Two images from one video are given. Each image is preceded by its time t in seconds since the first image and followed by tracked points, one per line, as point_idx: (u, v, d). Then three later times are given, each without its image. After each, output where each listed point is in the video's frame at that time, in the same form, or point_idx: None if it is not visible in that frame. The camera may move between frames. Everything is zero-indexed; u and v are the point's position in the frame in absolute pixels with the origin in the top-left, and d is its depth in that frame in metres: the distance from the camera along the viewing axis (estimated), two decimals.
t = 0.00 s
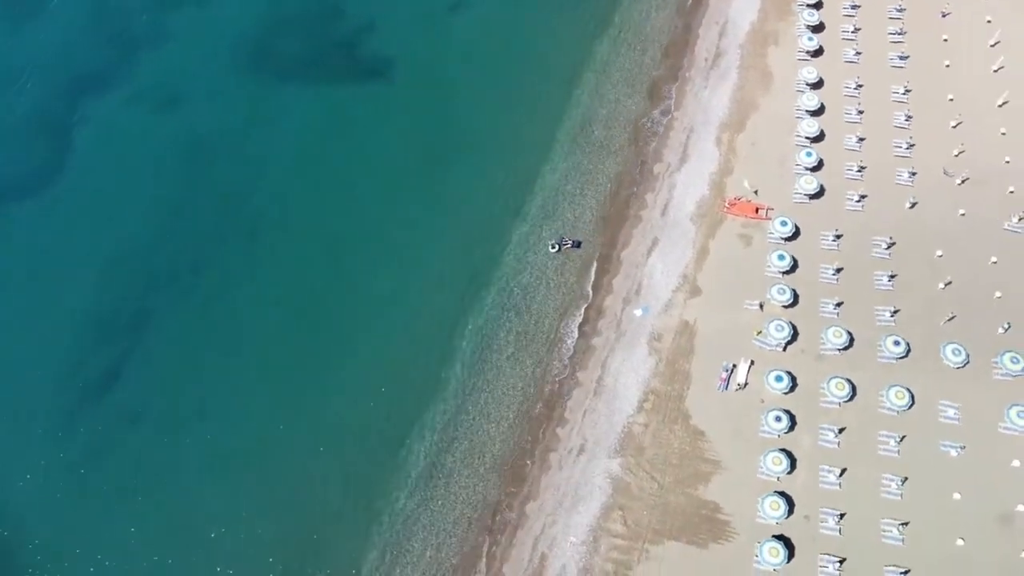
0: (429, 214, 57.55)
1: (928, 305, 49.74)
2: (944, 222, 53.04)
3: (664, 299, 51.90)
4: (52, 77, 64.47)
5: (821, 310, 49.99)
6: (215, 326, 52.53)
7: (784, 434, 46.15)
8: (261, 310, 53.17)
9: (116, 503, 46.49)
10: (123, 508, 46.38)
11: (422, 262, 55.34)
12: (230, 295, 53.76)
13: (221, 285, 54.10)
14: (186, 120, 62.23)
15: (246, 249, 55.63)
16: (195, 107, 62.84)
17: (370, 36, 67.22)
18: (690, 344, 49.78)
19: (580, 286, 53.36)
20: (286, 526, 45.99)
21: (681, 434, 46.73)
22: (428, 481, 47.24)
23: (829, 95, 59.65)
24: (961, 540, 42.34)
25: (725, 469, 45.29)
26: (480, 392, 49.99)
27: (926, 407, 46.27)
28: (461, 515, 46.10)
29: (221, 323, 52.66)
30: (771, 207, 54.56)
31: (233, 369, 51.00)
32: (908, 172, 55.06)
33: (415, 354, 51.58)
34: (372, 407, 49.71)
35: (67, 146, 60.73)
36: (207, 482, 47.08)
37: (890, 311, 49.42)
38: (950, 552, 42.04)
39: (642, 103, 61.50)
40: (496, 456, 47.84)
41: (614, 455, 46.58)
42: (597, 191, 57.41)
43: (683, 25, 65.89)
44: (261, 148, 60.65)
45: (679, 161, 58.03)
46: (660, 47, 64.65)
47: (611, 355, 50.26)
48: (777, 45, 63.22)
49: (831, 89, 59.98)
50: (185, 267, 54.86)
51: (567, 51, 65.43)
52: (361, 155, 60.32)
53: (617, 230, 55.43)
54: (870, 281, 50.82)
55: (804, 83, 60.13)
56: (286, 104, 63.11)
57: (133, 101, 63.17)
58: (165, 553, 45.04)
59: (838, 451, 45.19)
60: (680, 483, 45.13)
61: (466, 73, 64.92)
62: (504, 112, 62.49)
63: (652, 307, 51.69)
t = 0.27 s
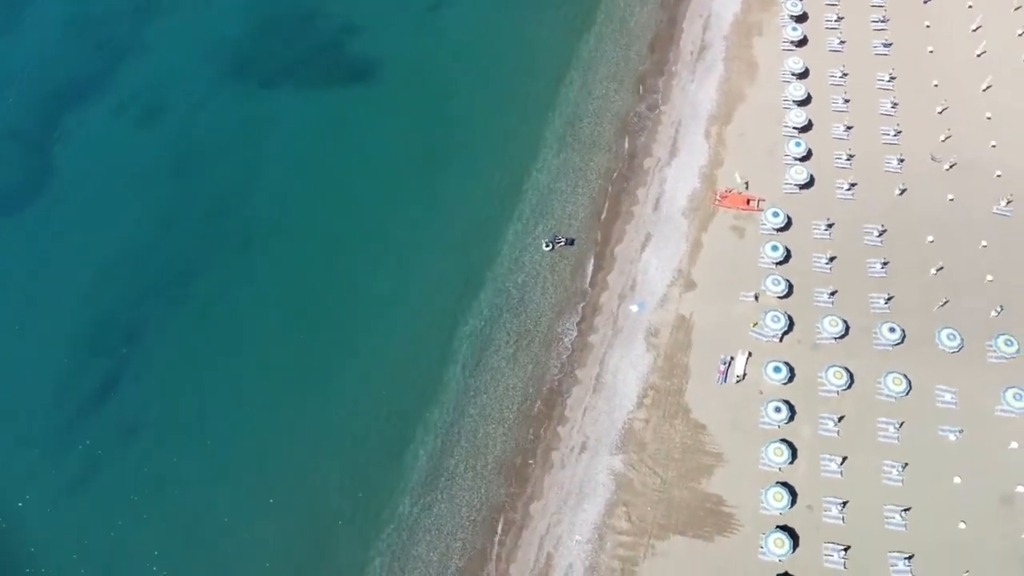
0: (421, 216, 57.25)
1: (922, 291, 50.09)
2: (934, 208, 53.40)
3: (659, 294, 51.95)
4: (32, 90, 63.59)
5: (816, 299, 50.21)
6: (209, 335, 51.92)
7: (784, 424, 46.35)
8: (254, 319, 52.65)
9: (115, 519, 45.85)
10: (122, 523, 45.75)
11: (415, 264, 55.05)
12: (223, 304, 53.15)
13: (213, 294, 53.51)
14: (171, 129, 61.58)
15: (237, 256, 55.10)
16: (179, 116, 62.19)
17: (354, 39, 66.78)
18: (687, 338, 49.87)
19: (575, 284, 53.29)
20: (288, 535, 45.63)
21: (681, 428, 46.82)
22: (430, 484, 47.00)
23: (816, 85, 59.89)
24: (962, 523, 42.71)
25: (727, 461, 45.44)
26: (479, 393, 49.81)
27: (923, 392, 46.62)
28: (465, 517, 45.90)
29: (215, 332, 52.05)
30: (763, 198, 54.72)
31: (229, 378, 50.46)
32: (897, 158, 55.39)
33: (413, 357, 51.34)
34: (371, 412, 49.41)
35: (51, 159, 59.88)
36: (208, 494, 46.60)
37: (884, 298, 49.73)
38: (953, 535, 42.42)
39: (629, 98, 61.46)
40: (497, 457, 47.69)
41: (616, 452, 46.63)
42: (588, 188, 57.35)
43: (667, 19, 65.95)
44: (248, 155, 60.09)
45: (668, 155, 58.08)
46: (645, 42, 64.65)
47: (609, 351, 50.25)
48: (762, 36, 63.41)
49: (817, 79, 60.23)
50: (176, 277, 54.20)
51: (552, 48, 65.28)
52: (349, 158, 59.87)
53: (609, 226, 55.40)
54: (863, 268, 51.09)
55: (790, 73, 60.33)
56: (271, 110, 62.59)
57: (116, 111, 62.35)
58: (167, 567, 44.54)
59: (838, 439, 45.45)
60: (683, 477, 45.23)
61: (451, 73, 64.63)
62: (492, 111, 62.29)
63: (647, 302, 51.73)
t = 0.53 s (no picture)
0: (412, 219, 56.91)
1: (914, 278, 50.43)
2: (923, 194, 53.76)
3: (654, 289, 51.99)
4: (11, 105, 62.61)
5: (810, 289, 50.42)
6: (202, 347, 51.38)
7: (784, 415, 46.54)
8: (247, 329, 52.16)
9: (115, 537, 45.29)
10: (122, 541, 45.19)
11: (408, 267, 54.74)
12: (215, 315, 52.61)
13: (205, 305, 52.94)
14: (155, 139, 60.85)
15: (228, 267, 54.56)
16: (163, 126, 61.49)
17: (337, 42, 66.35)
18: (684, 333, 49.96)
19: (569, 282, 53.20)
20: (291, 545, 45.23)
21: (682, 423, 46.90)
22: (432, 488, 46.77)
23: (801, 75, 60.13)
24: (963, 507, 43.09)
25: (728, 454, 45.57)
26: (478, 395, 49.63)
27: (919, 378, 46.95)
28: (468, 520, 45.71)
29: (208, 344, 51.53)
30: (753, 190, 54.87)
31: (225, 390, 49.96)
32: (884, 146, 55.71)
33: (409, 361, 51.07)
34: (370, 418, 49.12)
35: (33, 174, 59.01)
36: (208, 508, 46.11)
37: (878, 286, 50.02)
38: (954, 519, 42.78)
39: (616, 94, 61.41)
40: (499, 458, 47.53)
41: (617, 449, 46.64)
42: (579, 185, 57.26)
43: (651, 13, 65.99)
44: (234, 163, 59.50)
45: (657, 150, 58.11)
46: (629, 37, 64.63)
47: (607, 349, 50.25)
48: (746, 28, 63.61)
49: (802, 69, 60.46)
50: (167, 289, 53.59)
51: (537, 46, 65.12)
52: (337, 163, 59.42)
53: (601, 223, 55.36)
54: (855, 257, 51.37)
55: (776, 65, 60.55)
56: (256, 117, 62.03)
57: (97, 123, 61.48)
58: None
59: (838, 428, 45.69)
60: (685, 472, 45.31)
61: (437, 74, 64.34)
62: (478, 111, 62.07)
63: (643, 298, 51.76)
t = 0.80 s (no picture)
0: (402, 222, 56.55)
1: (906, 264, 50.71)
2: (911, 180, 54.09)
3: (649, 285, 51.99)
4: None
5: (803, 279, 50.59)
6: (196, 360, 50.86)
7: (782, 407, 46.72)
8: (240, 338, 51.62)
9: (114, 554, 44.67)
10: (122, 558, 44.57)
11: (401, 271, 54.39)
12: (207, 326, 52.05)
13: (196, 316, 52.37)
14: (139, 150, 60.17)
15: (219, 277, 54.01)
16: (146, 137, 60.82)
17: (320, 47, 65.90)
18: (680, 328, 50.01)
19: (564, 281, 53.10)
20: (293, 556, 44.77)
21: (681, 417, 46.96)
22: (435, 493, 46.53)
23: (786, 66, 60.34)
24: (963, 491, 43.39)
25: (729, 447, 45.68)
26: (476, 397, 49.45)
27: (916, 364, 47.24)
28: (472, 523, 45.50)
29: (202, 356, 50.98)
30: (743, 182, 54.99)
31: (220, 401, 49.43)
32: (872, 134, 56.01)
33: (405, 365, 50.80)
34: (369, 425, 48.81)
35: (16, 190, 58.19)
36: (208, 522, 45.55)
37: (870, 274, 50.30)
38: (955, 503, 43.08)
39: (602, 90, 61.31)
40: (500, 460, 47.35)
41: (618, 446, 46.62)
42: (569, 183, 57.15)
43: (634, 8, 66.02)
44: (221, 172, 58.94)
45: (646, 145, 58.12)
46: (614, 32, 64.61)
47: (603, 346, 50.22)
48: (729, 20, 63.79)
49: (787, 59, 60.68)
50: (157, 302, 52.99)
51: (521, 43, 64.94)
52: (325, 167, 58.97)
53: (594, 220, 55.31)
54: (847, 246, 51.62)
55: (760, 56, 60.75)
56: (241, 125, 61.47)
57: (79, 136, 60.66)
58: None
59: (837, 417, 45.91)
60: (687, 466, 45.37)
61: (422, 75, 64.00)
62: (466, 112, 61.81)
63: (637, 294, 51.77)
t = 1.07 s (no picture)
0: (395, 225, 56.22)
1: (899, 251, 51.01)
2: (901, 167, 54.40)
3: (644, 280, 52.02)
4: None
5: (798, 270, 50.77)
6: (191, 370, 50.27)
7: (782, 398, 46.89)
8: (236, 348, 51.05)
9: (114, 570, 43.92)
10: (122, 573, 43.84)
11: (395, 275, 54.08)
12: (201, 335, 51.45)
13: (190, 326, 51.75)
14: (124, 159, 59.37)
15: (211, 287, 53.41)
16: (132, 146, 60.07)
17: (305, 50, 65.45)
18: (677, 322, 50.07)
19: (560, 279, 53.02)
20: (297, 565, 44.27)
21: (682, 411, 47.04)
22: (438, 496, 46.34)
23: (773, 57, 60.54)
24: (965, 475, 43.71)
25: (731, 440, 45.81)
26: (475, 399, 49.31)
27: (912, 350, 47.53)
28: (477, 525, 45.34)
29: (197, 366, 50.38)
30: (735, 175, 55.11)
31: (218, 412, 48.87)
32: (860, 123, 56.32)
33: (404, 369, 50.54)
34: (370, 431, 48.51)
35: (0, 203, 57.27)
36: (209, 534, 44.92)
37: (864, 262, 50.55)
38: (957, 488, 43.39)
39: (590, 87, 61.26)
40: (503, 461, 47.24)
41: (620, 443, 46.63)
42: (561, 181, 57.06)
43: (619, 4, 66.06)
44: (210, 179, 58.35)
45: (637, 140, 58.11)
46: (600, 29, 64.62)
47: (602, 343, 50.20)
48: (715, 13, 63.96)
49: (773, 51, 60.88)
50: (149, 313, 52.31)
51: (507, 42, 64.79)
52: (315, 172, 58.55)
53: (587, 217, 55.25)
54: (840, 235, 51.84)
55: (747, 48, 60.93)
56: (227, 131, 60.83)
57: (63, 147, 59.80)
58: None
59: (836, 406, 46.13)
60: (690, 461, 45.46)
61: (409, 76, 63.68)
62: (454, 112, 61.56)
63: (634, 290, 51.78)
